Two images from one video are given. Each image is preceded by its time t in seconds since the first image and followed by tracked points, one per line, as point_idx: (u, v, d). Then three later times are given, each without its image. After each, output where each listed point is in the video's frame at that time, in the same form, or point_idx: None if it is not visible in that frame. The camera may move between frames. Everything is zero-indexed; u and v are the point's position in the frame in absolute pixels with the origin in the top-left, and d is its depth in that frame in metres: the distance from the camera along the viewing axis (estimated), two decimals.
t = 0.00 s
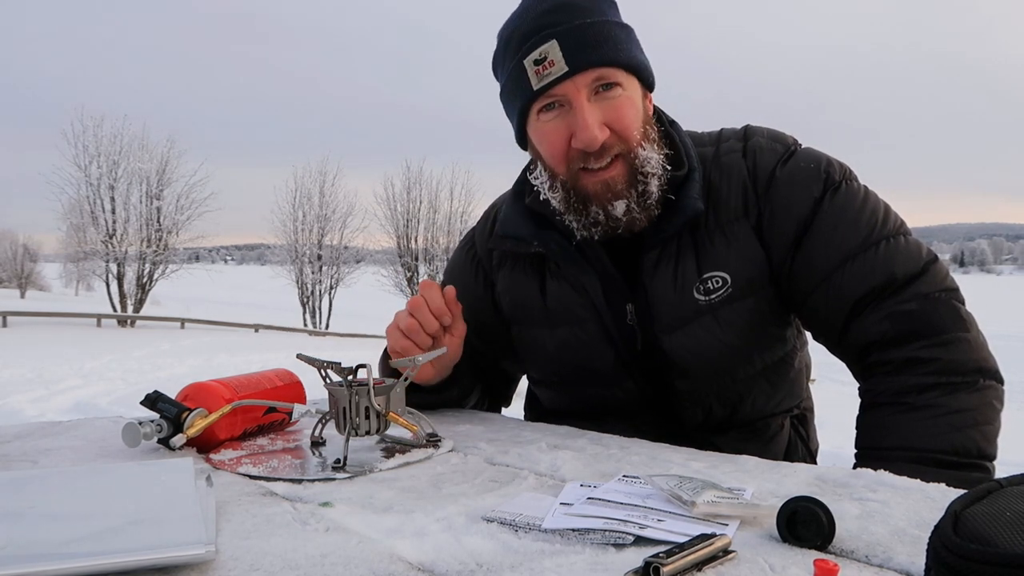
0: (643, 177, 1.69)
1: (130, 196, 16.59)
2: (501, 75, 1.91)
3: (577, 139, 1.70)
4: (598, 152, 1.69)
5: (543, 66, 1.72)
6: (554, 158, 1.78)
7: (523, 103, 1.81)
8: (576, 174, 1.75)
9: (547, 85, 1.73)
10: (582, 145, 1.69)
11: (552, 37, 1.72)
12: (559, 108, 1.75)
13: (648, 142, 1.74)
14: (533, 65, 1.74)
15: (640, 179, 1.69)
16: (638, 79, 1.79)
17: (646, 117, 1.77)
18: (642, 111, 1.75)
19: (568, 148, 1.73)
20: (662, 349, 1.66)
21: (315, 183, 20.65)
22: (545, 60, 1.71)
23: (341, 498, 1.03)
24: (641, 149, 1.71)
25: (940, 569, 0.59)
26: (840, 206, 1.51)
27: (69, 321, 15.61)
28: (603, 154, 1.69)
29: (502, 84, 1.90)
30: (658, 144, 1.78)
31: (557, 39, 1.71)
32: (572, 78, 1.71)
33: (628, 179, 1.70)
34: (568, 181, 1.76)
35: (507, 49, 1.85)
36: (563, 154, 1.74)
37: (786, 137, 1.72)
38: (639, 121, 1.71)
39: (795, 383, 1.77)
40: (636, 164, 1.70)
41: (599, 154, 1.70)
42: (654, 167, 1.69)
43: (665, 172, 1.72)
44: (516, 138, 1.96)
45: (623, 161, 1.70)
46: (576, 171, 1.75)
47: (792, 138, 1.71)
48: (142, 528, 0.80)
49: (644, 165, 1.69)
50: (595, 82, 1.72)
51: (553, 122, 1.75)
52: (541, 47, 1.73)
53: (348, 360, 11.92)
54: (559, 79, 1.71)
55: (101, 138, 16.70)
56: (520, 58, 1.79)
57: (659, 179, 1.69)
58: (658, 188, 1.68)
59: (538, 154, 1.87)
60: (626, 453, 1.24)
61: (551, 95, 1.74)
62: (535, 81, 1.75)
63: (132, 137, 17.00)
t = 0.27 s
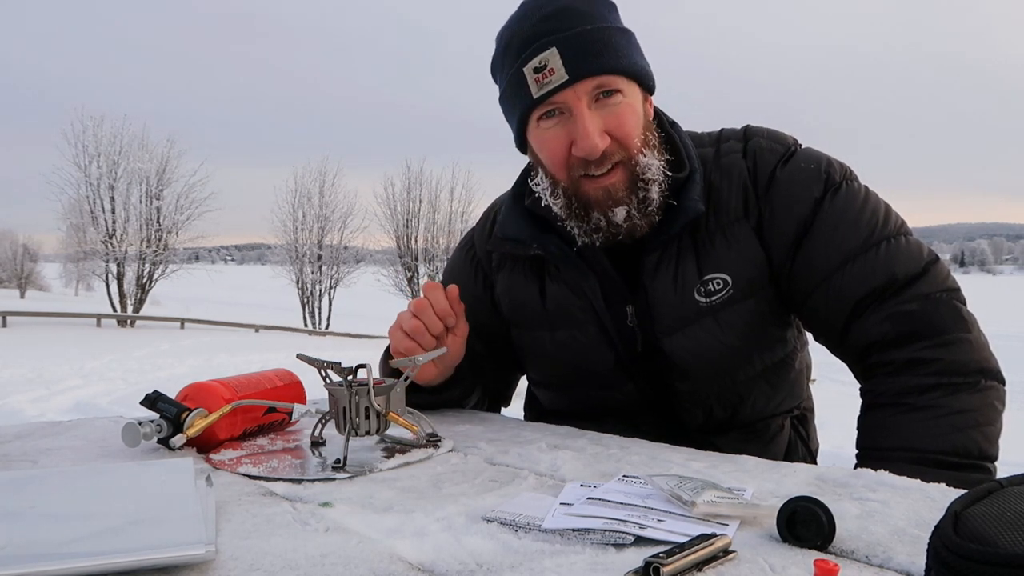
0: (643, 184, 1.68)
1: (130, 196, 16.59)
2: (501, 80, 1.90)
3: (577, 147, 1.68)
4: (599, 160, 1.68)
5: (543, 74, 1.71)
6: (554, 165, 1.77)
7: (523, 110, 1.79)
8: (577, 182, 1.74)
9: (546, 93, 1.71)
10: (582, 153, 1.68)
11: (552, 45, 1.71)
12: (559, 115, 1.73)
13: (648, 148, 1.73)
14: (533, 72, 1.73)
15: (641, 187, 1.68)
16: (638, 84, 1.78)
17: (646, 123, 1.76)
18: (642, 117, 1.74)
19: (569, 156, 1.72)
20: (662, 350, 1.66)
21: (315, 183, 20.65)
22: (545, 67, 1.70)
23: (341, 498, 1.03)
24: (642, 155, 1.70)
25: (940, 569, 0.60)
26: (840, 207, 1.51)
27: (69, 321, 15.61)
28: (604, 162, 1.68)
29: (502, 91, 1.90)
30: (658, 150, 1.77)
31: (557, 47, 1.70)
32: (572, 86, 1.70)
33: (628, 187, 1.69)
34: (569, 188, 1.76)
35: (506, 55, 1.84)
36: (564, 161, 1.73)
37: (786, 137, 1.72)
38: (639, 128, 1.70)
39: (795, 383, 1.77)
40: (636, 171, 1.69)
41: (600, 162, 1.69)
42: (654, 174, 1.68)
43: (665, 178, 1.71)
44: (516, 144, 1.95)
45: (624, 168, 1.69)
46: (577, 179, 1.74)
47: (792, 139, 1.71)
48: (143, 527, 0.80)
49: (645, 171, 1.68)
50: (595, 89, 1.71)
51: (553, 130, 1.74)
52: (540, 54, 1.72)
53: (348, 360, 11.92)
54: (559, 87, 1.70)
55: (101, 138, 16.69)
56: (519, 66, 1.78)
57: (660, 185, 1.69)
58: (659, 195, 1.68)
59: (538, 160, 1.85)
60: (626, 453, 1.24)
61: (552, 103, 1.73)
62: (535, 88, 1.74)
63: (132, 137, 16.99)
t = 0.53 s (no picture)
0: (644, 186, 1.67)
1: (130, 196, 16.58)
2: (502, 81, 1.90)
3: (577, 149, 1.67)
4: (599, 163, 1.67)
5: (544, 76, 1.70)
6: (554, 167, 1.75)
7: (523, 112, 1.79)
8: (578, 185, 1.72)
9: (547, 95, 1.71)
10: (582, 155, 1.66)
11: (553, 47, 1.71)
12: (559, 117, 1.72)
13: (648, 151, 1.72)
14: (533, 74, 1.73)
15: (641, 189, 1.68)
16: (638, 86, 1.78)
17: (647, 125, 1.75)
18: (642, 119, 1.73)
19: (569, 159, 1.71)
20: (663, 350, 1.66)
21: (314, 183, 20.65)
22: (546, 70, 1.70)
23: (341, 498, 1.03)
24: (642, 158, 1.68)
25: (940, 569, 0.59)
26: (841, 207, 1.51)
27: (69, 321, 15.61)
28: (604, 164, 1.67)
29: (502, 92, 1.90)
30: (658, 152, 1.76)
31: (558, 49, 1.70)
32: (572, 89, 1.69)
33: (629, 190, 1.67)
34: (570, 190, 1.75)
35: (507, 57, 1.84)
36: (564, 163, 1.72)
37: (787, 137, 1.72)
38: (640, 131, 1.69)
39: (795, 383, 1.77)
40: (637, 174, 1.68)
41: (600, 165, 1.67)
42: (655, 176, 1.68)
43: (666, 181, 1.70)
44: (516, 145, 1.95)
45: (624, 171, 1.68)
46: (577, 181, 1.73)
47: (793, 139, 1.71)
48: (142, 527, 0.80)
49: (645, 174, 1.67)
50: (595, 91, 1.70)
51: (553, 132, 1.73)
52: (541, 56, 1.71)
53: (348, 360, 11.91)
54: (559, 90, 1.69)
55: (100, 138, 16.69)
56: (520, 67, 1.78)
57: (660, 188, 1.68)
58: (659, 198, 1.68)
59: (538, 162, 1.84)
60: (626, 453, 1.24)
61: (552, 105, 1.72)
62: (535, 90, 1.73)
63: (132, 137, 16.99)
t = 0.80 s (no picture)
0: (644, 189, 1.68)
1: (130, 196, 16.59)
2: (501, 84, 1.89)
3: (578, 155, 1.67)
4: (600, 167, 1.67)
5: (543, 81, 1.70)
6: (554, 172, 1.75)
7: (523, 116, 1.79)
8: (577, 189, 1.72)
9: (546, 100, 1.70)
10: (583, 159, 1.67)
11: (551, 51, 1.71)
12: (559, 122, 1.72)
13: (648, 153, 1.72)
14: (532, 79, 1.73)
15: (641, 192, 1.67)
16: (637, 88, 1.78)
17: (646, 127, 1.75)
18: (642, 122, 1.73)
19: (569, 163, 1.71)
20: (663, 350, 1.66)
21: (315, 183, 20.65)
22: (545, 75, 1.69)
23: (341, 498, 1.03)
24: (642, 161, 1.69)
25: (940, 570, 0.59)
26: (841, 207, 1.51)
27: (69, 321, 15.61)
28: (604, 169, 1.67)
29: (501, 94, 1.89)
30: (658, 153, 1.77)
31: (557, 54, 1.69)
32: (571, 94, 1.69)
33: (629, 193, 1.68)
34: (569, 193, 1.74)
35: (506, 61, 1.83)
36: (564, 168, 1.72)
37: (787, 137, 1.72)
38: (639, 134, 1.69)
39: (795, 383, 1.77)
40: (637, 176, 1.68)
41: (601, 169, 1.68)
42: (655, 179, 1.68)
43: (665, 183, 1.71)
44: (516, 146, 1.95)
45: (624, 175, 1.68)
46: (577, 185, 1.72)
47: (793, 139, 1.71)
48: (142, 528, 0.80)
49: (646, 176, 1.68)
50: (595, 95, 1.69)
51: (553, 136, 1.73)
52: (540, 61, 1.71)
53: (348, 360, 11.91)
54: (559, 95, 1.69)
55: (101, 138, 16.69)
56: (519, 71, 1.78)
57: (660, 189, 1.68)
58: (659, 200, 1.68)
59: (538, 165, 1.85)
60: (626, 452, 1.24)
61: (551, 110, 1.72)
62: (534, 95, 1.73)
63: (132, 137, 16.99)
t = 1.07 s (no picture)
0: (643, 170, 1.68)
1: (130, 196, 16.59)
2: (504, 69, 1.91)
3: (577, 130, 1.67)
4: (598, 143, 1.66)
5: (544, 57, 1.71)
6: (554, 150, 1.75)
7: (523, 96, 1.80)
8: (578, 169, 1.72)
9: (546, 76, 1.71)
10: (582, 135, 1.66)
11: (553, 29, 1.72)
12: (559, 100, 1.73)
13: (648, 135, 1.71)
14: (533, 55, 1.74)
15: (641, 173, 1.68)
16: (639, 73, 1.78)
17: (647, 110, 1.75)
18: (642, 104, 1.73)
19: (569, 140, 1.70)
20: (664, 348, 1.66)
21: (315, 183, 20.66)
22: (546, 50, 1.70)
23: (341, 498, 1.03)
24: (641, 141, 1.68)
25: (940, 570, 0.59)
26: (842, 207, 1.51)
27: (69, 321, 15.61)
28: (603, 146, 1.66)
29: (503, 79, 1.91)
30: (658, 137, 1.77)
31: (558, 31, 1.71)
32: (572, 69, 1.69)
33: (628, 174, 1.68)
34: (570, 175, 1.74)
35: (509, 43, 1.85)
36: (564, 145, 1.72)
37: (788, 137, 1.72)
38: (639, 115, 1.68)
39: (795, 383, 1.77)
40: (636, 157, 1.68)
41: (599, 146, 1.66)
42: (654, 160, 1.68)
43: (664, 165, 1.71)
44: (516, 136, 1.96)
45: (624, 154, 1.67)
46: (577, 165, 1.72)
47: (794, 139, 1.70)
48: (142, 528, 0.80)
49: (645, 158, 1.67)
50: (595, 74, 1.70)
51: (554, 114, 1.73)
52: (541, 37, 1.72)
53: (348, 360, 11.92)
54: (559, 69, 1.69)
55: (101, 138, 16.70)
56: (521, 51, 1.79)
57: (659, 171, 1.69)
58: (659, 180, 1.69)
59: (539, 149, 1.85)
60: (626, 453, 1.24)
61: (552, 86, 1.73)
62: (535, 72, 1.74)
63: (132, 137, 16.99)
